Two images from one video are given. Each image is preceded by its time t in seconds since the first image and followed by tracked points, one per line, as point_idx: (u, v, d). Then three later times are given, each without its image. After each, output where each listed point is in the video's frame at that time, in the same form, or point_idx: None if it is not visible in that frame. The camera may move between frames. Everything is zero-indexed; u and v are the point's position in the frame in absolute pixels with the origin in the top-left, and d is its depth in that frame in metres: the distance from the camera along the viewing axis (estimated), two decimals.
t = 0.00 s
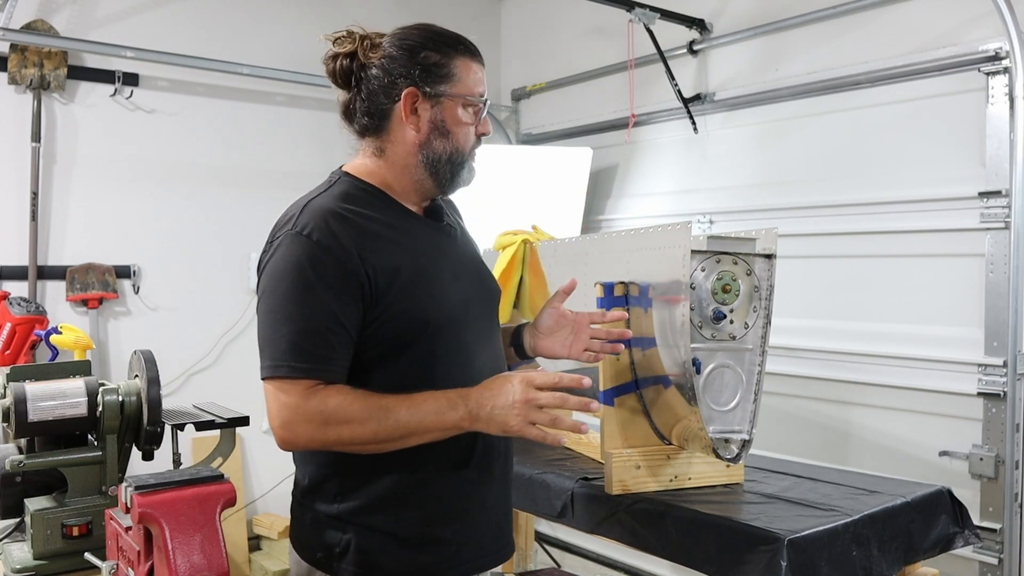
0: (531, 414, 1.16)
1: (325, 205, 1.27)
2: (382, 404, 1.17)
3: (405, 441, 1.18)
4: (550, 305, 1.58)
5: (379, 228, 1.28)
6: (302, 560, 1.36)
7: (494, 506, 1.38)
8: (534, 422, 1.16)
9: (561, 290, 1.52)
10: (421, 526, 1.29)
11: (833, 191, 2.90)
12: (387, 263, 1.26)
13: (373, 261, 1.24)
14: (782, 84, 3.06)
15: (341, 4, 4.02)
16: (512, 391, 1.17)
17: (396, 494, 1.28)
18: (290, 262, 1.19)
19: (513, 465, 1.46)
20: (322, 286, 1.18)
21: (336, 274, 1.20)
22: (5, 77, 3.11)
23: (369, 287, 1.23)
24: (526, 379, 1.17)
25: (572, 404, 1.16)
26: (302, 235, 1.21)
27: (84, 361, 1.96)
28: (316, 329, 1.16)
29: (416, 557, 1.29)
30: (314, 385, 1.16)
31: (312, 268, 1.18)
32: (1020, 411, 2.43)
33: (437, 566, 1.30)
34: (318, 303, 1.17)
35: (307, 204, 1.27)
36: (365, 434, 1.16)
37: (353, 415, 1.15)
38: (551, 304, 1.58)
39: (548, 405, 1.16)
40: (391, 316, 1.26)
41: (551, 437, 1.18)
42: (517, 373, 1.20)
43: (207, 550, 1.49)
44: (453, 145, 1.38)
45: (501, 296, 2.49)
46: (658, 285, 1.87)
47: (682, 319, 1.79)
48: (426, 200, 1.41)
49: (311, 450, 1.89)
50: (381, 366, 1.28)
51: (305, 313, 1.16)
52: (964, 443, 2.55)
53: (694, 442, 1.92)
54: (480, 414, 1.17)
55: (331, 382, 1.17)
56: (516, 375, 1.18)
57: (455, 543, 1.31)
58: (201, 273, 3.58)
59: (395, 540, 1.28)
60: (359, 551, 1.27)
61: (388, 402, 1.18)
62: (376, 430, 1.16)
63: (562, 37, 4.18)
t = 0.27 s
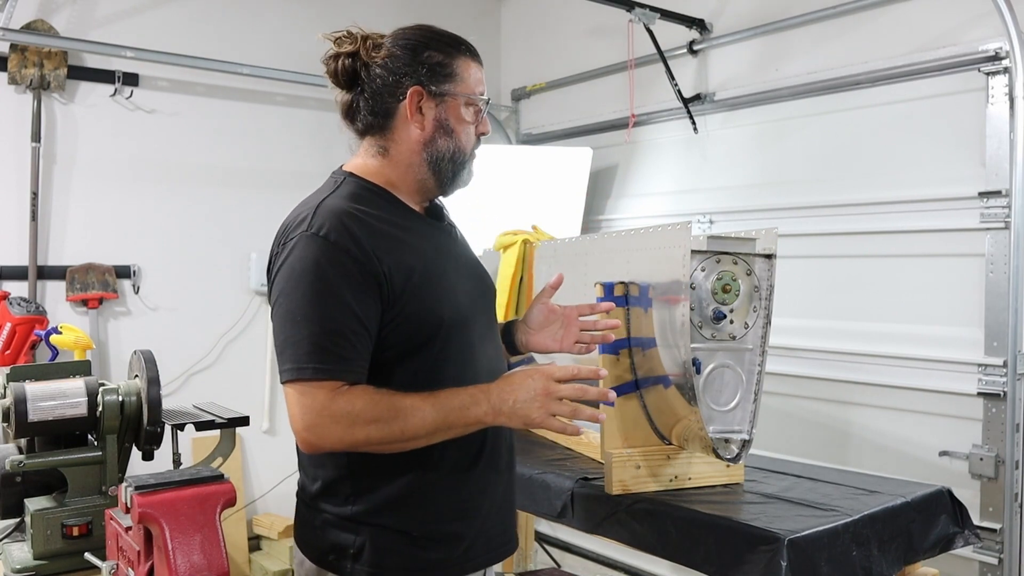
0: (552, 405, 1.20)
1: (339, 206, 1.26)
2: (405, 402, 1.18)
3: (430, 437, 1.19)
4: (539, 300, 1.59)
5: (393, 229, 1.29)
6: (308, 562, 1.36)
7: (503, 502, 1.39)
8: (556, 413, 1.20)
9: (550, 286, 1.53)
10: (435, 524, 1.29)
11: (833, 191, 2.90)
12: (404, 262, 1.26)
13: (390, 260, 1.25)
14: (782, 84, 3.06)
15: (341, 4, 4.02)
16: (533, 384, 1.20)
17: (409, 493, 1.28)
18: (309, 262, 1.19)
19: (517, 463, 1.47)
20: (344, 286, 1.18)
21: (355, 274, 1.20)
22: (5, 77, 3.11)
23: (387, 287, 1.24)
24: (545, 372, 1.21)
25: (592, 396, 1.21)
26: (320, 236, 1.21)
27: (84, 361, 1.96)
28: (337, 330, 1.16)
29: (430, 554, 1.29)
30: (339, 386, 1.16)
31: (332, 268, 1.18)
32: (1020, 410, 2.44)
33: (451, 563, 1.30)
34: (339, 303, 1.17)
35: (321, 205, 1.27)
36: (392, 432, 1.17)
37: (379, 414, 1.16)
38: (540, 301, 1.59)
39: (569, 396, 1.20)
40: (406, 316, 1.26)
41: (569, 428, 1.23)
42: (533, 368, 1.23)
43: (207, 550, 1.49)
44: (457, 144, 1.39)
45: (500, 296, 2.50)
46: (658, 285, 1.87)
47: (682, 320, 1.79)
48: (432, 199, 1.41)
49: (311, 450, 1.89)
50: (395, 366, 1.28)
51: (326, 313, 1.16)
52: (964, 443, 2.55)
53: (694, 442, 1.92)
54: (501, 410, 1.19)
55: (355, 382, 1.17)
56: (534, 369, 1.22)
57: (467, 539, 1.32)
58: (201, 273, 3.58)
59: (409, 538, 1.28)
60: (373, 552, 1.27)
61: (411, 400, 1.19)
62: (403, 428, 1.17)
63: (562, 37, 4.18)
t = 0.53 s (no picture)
0: (556, 402, 1.19)
1: (345, 206, 1.26)
2: (411, 400, 1.18)
3: (435, 436, 1.19)
4: (535, 301, 1.61)
5: (398, 228, 1.29)
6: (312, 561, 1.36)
7: (508, 501, 1.39)
8: (562, 410, 1.19)
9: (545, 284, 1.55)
10: (441, 524, 1.29)
11: (833, 191, 2.90)
12: (408, 261, 1.26)
13: (394, 259, 1.25)
14: (782, 84, 3.06)
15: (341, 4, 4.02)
16: (535, 381, 1.20)
17: (414, 492, 1.28)
18: (314, 261, 1.19)
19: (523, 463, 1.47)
20: (349, 284, 1.18)
21: (361, 273, 1.20)
22: (5, 77, 3.11)
23: (392, 286, 1.24)
24: (548, 369, 1.20)
25: (594, 390, 1.21)
26: (325, 235, 1.21)
27: (84, 361, 1.96)
28: (342, 328, 1.16)
29: (434, 554, 1.29)
30: (345, 384, 1.16)
31: (337, 267, 1.18)
32: (1020, 410, 2.43)
33: (456, 562, 1.30)
34: (344, 302, 1.17)
35: (326, 205, 1.27)
36: (397, 430, 1.16)
37: (385, 413, 1.16)
38: (535, 301, 1.60)
39: (573, 392, 1.20)
40: (411, 315, 1.26)
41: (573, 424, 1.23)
42: (535, 365, 1.23)
43: (207, 550, 1.49)
44: (460, 143, 1.39)
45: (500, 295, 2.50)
46: (658, 285, 1.87)
47: (682, 320, 1.79)
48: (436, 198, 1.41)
49: (312, 449, 1.89)
50: (399, 365, 1.28)
51: (332, 312, 1.16)
52: (964, 443, 2.55)
53: (694, 442, 1.92)
54: (505, 408, 1.19)
55: (361, 381, 1.17)
56: (537, 366, 1.21)
57: (472, 538, 1.32)
58: (201, 273, 3.58)
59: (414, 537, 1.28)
60: (378, 551, 1.27)
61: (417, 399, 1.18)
62: (409, 426, 1.17)
63: (562, 37, 4.18)
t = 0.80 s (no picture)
0: (557, 398, 1.17)
1: (345, 205, 1.27)
2: (410, 397, 1.17)
3: (434, 432, 1.18)
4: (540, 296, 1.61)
5: (397, 227, 1.29)
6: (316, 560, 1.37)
7: (510, 501, 1.38)
8: (563, 405, 1.18)
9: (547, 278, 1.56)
10: (442, 523, 1.29)
11: (833, 191, 2.90)
12: (407, 260, 1.26)
13: (393, 259, 1.25)
14: (782, 84, 3.06)
15: (341, 4, 4.02)
16: (535, 378, 1.18)
17: (415, 491, 1.28)
18: (313, 259, 1.19)
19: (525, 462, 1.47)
20: (348, 282, 1.18)
21: (359, 271, 1.20)
22: (5, 77, 3.11)
23: (390, 285, 1.24)
24: (547, 365, 1.19)
25: (594, 385, 1.20)
26: (324, 235, 1.21)
27: (84, 361, 1.96)
28: (341, 325, 1.16)
29: (435, 553, 1.29)
30: (344, 381, 1.16)
31: (336, 265, 1.18)
32: (1020, 411, 2.43)
33: (457, 561, 1.30)
34: (343, 299, 1.17)
35: (326, 205, 1.27)
36: (396, 426, 1.16)
37: (384, 409, 1.15)
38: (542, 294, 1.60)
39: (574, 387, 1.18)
40: (410, 313, 1.26)
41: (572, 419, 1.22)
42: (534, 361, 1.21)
43: (207, 550, 1.49)
44: (449, 138, 1.37)
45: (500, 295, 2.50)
46: (658, 285, 1.87)
47: (682, 320, 1.79)
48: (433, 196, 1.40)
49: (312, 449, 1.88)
50: (399, 364, 1.28)
51: (330, 309, 1.16)
52: (964, 443, 2.55)
53: (694, 442, 1.92)
54: (505, 404, 1.18)
55: (359, 378, 1.17)
56: (536, 362, 1.20)
57: (473, 537, 1.32)
58: (201, 273, 3.58)
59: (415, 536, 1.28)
60: (379, 549, 1.27)
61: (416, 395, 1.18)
62: (408, 422, 1.16)
63: (562, 37, 4.18)
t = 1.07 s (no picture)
0: (549, 389, 1.17)
1: (339, 205, 1.28)
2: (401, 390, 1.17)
3: (426, 426, 1.18)
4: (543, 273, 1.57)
5: (389, 226, 1.29)
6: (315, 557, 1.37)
7: (508, 500, 1.38)
8: (555, 396, 1.17)
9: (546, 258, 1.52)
10: (438, 520, 1.29)
11: (833, 191, 2.90)
12: (399, 258, 1.27)
13: (384, 256, 1.25)
14: (782, 84, 3.06)
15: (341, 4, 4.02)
16: (526, 368, 1.17)
17: (411, 488, 1.28)
18: (305, 256, 1.20)
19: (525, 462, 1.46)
20: (338, 277, 1.19)
21: (349, 267, 1.21)
22: (5, 77, 3.11)
23: (382, 281, 1.24)
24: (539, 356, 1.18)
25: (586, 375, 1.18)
26: (314, 233, 1.22)
27: (84, 361, 1.96)
28: (330, 320, 1.16)
29: (431, 551, 1.28)
30: (335, 375, 1.16)
31: (326, 262, 1.19)
32: (1020, 411, 2.43)
33: (454, 559, 1.30)
34: (332, 294, 1.17)
35: (321, 204, 1.28)
36: (387, 420, 1.15)
37: (374, 401, 1.15)
38: (544, 272, 1.57)
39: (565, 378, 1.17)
40: (403, 311, 1.26)
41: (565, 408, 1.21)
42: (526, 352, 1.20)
43: (207, 550, 1.49)
44: (399, 135, 1.36)
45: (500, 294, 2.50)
46: (658, 285, 1.87)
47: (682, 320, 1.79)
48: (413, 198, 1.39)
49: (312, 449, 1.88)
50: (395, 361, 1.28)
51: (320, 304, 1.17)
52: (964, 443, 2.55)
53: (694, 442, 1.92)
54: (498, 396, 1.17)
55: (351, 372, 1.17)
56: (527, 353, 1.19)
57: (470, 536, 1.31)
58: (201, 273, 3.58)
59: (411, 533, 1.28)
60: (375, 546, 1.27)
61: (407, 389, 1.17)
62: (399, 415, 1.16)
63: (562, 37, 4.18)
